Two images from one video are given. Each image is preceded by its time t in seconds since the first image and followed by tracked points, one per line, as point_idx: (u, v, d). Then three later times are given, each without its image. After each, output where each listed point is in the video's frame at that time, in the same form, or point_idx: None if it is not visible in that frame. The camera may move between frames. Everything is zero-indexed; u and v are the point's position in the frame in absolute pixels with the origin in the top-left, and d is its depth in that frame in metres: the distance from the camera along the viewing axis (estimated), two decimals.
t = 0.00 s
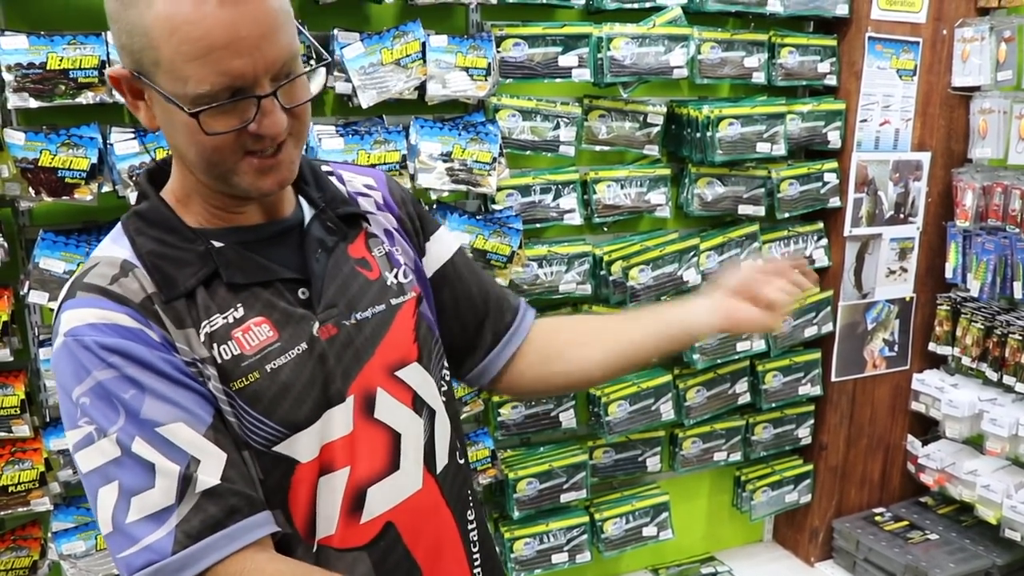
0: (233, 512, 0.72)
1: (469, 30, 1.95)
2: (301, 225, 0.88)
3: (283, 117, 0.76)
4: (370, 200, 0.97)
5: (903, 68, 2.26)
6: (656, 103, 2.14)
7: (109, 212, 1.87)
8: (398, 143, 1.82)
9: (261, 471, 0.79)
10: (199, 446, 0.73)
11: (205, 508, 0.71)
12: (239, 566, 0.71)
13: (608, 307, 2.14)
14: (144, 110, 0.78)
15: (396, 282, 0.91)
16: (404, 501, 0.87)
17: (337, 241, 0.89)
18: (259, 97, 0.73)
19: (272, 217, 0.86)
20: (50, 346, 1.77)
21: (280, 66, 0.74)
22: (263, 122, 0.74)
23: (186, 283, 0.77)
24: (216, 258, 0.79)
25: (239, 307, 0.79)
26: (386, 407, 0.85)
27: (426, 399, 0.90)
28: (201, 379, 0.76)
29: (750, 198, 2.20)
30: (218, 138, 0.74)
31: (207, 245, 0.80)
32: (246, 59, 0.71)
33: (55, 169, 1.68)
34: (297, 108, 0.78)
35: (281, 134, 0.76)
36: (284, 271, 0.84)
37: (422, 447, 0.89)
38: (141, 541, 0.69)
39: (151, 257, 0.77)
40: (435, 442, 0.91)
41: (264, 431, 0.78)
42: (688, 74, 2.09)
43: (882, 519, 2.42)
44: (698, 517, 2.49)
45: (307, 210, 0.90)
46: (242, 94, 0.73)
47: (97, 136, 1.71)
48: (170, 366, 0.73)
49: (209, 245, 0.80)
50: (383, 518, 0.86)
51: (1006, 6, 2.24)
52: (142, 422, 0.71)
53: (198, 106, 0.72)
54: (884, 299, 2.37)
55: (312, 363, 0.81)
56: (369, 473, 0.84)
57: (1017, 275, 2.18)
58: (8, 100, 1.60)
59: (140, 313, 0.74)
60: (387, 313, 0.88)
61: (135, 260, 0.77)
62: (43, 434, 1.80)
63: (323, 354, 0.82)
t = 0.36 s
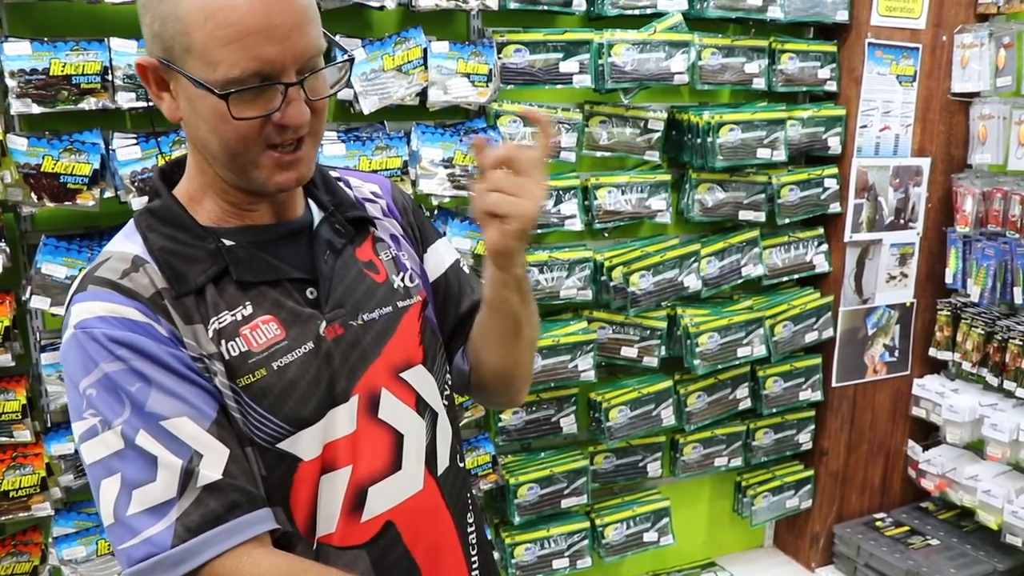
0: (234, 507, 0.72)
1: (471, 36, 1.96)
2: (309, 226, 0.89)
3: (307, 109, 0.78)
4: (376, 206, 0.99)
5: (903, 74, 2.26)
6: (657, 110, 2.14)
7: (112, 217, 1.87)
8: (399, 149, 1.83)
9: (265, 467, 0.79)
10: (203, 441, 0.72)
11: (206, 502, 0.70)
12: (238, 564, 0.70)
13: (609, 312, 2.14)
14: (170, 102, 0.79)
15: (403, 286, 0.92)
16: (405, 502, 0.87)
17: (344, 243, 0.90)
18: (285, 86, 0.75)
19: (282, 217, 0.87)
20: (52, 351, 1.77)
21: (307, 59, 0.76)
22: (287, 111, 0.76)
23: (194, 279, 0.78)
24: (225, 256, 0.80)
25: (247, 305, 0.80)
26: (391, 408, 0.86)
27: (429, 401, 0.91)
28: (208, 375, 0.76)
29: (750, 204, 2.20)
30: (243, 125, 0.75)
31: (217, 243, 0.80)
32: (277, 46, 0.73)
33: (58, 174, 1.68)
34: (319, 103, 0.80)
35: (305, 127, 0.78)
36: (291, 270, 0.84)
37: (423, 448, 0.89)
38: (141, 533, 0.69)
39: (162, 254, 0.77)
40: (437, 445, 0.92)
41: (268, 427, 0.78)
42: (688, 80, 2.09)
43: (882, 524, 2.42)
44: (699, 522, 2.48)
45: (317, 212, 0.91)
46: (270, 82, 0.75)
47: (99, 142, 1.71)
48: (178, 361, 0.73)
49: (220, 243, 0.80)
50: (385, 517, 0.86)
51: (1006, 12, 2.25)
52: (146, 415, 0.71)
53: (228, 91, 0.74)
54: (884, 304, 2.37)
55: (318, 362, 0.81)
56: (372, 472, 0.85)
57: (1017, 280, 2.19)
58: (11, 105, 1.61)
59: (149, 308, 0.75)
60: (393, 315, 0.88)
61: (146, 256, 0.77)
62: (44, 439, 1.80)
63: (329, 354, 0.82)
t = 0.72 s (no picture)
0: (230, 512, 0.72)
1: (467, 41, 1.96)
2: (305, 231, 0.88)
3: (298, 119, 0.77)
4: (373, 209, 0.98)
5: (899, 78, 2.27)
6: (653, 114, 2.14)
7: (109, 222, 1.87)
8: (396, 154, 1.82)
9: (261, 472, 0.78)
10: (198, 447, 0.73)
11: (202, 508, 0.71)
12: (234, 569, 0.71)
13: (607, 316, 2.14)
14: (161, 108, 0.79)
15: (400, 290, 0.91)
16: (403, 504, 0.87)
17: (339, 247, 0.89)
18: (276, 96, 0.75)
19: (277, 222, 0.86)
20: (48, 357, 1.77)
21: (297, 70, 0.76)
22: (277, 121, 0.76)
23: (187, 287, 0.77)
24: (218, 263, 0.80)
25: (241, 312, 0.79)
26: (387, 411, 0.86)
27: (425, 404, 0.90)
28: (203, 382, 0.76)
29: (747, 208, 2.20)
30: (233, 134, 0.75)
31: (211, 251, 0.80)
32: (269, 57, 0.73)
33: (54, 180, 1.68)
34: (310, 112, 0.80)
35: (294, 137, 0.78)
36: (286, 275, 0.84)
37: (420, 450, 0.89)
38: (140, 539, 0.69)
39: (157, 263, 0.77)
40: (434, 447, 0.92)
41: (263, 431, 0.78)
42: (685, 85, 2.10)
43: (879, 528, 2.43)
44: (697, 526, 2.48)
45: (312, 215, 0.91)
46: (261, 91, 0.74)
47: (95, 147, 1.71)
48: (172, 369, 0.74)
49: (213, 251, 0.80)
50: (382, 519, 0.86)
51: (1002, 17, 2.25)
52: (142, 423, 0.71)
53: (218, 100, 0.74)
54: (881, 308, 2.38)
55: (313, 366, 0.81)
56: (369, 475, 0.84)
57: (1013, 285, 2.19)
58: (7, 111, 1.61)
59: (143, 317, 0.74)
60: (389, 319, 0.88)
61: (140, 265, 0.77)
62: (40, 445, 1.80)
63: (323, 359, 0.82)
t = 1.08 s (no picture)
0: (229, 515, 0.72)
1: (466, 41, 1.96)
2: (300, 232, 0.88)
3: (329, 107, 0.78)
4: (368, 206, 0.98)
5: (898, 78, 2.26)
6: (652, 114, 2.14)
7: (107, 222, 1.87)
8: (395, 154, 1.82)
9: (259, 473, 0.78)
10: (196, 452, 0.72)
11: (201, 512, 0.71)
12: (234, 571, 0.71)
13: (605, 317, 2.14)
14: (181, 94, 0.77)
15: (393, 289, 0.90)
16: (400, 504, 0.87)
17: (335, 248, 0.89)
18: (316, 81, 0.75)
19: (275, 224, 0.86)
20: (46, 357, 1.76)
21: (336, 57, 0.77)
22: (312, 107, 0.76)
23: (184, 292, 0.77)
24: (214, 268, 0.79)
25: (237, 315, 0.79)
26: (384, 411, 0.85)
27: (422, 404, 0.90)
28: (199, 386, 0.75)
29: (746, 209, 2.20)
30: (269, 113, 0.74)
31: (206, 255, 0.79)
32: (316, 41, 0.74)
33: (52, 180, 1.67)
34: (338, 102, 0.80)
35: (323, 125, 0.78)
36: (282, 278, 0.84)
37: (417, 451, 0.89)
38: (138, 543, 0.69)
39: (152, 268, 0.76)
40: (431, 446, 0.92)
41: (261, 434, 0.78)
42: (684, 85, 2.09)
43: (878, 529, 2.43)
44: (695, 527, 2.48)
45: (308, 215, 0.90)
46: (302, 75, 0.74)
47: (94, 147, 1.70)
48: (168, 374, 0.73)
49: (208, 254, 0.80)
50: (380, 519, 0.85)
51: (1001, 17, 2.25)
52: (140, 428, 0.71)
53: (259, 79, 0.73)
54: (880, 309, 2.37)
55: (310, 369, 0.81)
56: (365, 475, 0.84)
57: (1012, 286, 2.19)
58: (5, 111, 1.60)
59: (138, 322, 0.74)
60: (383, 319, 0.87)
61: (135, 270, 0.76)
62: (38, 445, 1.80)
63: (320, 362, 0.82)
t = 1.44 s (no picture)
0: (213, 498, 0.69)
1: (465, 44, 1.96)
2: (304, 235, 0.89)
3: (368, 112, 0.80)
4: (366, 227, 0.99)
5: (897, 81, 2.27)
6: (651, 118, 2.14)
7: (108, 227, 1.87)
8: (394, 158, 1.83)
9: (243, 466, 0.77)
10: (185, 429, 0.70)
11: (184, 490, 0.68)
12: (213, 556, 0.67)
13: (605, 320, 2.14)
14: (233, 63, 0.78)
15: (388, 306, 0.92)
16: (386, 515, 0.87)
17: (335, 257, 0.90)
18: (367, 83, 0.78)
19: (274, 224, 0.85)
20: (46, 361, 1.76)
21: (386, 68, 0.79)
22: (351, 107, 0.78)
23: (189, 269, 0.77)
24: (221, 250, 0.79)
25: (238, 301, 0.79)
26: (375, 420, 0.86)
27: (411, 417, 0.91)
28: (194, 365, 0.74)
29: (745, 212, 2.20)
30: (317, 99, 0.76)
31: (214, 238, 0.79)
32: (374, 46, 0.77)
33: (52, 184, 1.68)
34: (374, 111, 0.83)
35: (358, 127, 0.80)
36: (286, 270, 0.83)
37: (405, 462, 0.89)
38: (113, 521, 0.66)
39: (159, 245, 0.76)
40: (418, 461, 0.92)
41: (250, 423, 0.77)
42: (683, 88, 2.10)
43: (879, 531, 2.42)
44: (696, 530, 2.48)
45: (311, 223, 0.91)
46: (354, 72, 0.77)
47: (94, 152, 1.70)
48: (166, 350, 0.72)
49: (216, 239, 0.80)
50: (365, 528, 0.85)
51: (1000, 20, 2.25)
52: (130, 399, 0.68)
53: (316, 66, 0.75)
54: (879, 311, 2.38)
55: (304, 364, 0.81)
56: (354, 481, 0.84)
57: (1012, 287, 2.19)
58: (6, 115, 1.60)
59: (139, 292, 0.73)
60: (380, 330, 0.88)
61: (140, 244, 0.76)
62: (39, 449, 1.80)
63: (314, 358, 0.82)
